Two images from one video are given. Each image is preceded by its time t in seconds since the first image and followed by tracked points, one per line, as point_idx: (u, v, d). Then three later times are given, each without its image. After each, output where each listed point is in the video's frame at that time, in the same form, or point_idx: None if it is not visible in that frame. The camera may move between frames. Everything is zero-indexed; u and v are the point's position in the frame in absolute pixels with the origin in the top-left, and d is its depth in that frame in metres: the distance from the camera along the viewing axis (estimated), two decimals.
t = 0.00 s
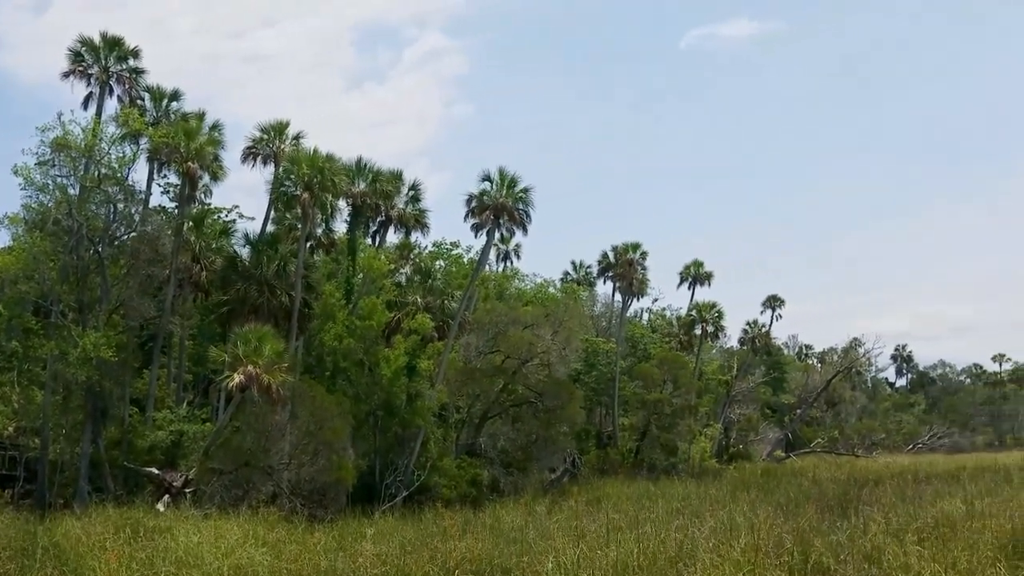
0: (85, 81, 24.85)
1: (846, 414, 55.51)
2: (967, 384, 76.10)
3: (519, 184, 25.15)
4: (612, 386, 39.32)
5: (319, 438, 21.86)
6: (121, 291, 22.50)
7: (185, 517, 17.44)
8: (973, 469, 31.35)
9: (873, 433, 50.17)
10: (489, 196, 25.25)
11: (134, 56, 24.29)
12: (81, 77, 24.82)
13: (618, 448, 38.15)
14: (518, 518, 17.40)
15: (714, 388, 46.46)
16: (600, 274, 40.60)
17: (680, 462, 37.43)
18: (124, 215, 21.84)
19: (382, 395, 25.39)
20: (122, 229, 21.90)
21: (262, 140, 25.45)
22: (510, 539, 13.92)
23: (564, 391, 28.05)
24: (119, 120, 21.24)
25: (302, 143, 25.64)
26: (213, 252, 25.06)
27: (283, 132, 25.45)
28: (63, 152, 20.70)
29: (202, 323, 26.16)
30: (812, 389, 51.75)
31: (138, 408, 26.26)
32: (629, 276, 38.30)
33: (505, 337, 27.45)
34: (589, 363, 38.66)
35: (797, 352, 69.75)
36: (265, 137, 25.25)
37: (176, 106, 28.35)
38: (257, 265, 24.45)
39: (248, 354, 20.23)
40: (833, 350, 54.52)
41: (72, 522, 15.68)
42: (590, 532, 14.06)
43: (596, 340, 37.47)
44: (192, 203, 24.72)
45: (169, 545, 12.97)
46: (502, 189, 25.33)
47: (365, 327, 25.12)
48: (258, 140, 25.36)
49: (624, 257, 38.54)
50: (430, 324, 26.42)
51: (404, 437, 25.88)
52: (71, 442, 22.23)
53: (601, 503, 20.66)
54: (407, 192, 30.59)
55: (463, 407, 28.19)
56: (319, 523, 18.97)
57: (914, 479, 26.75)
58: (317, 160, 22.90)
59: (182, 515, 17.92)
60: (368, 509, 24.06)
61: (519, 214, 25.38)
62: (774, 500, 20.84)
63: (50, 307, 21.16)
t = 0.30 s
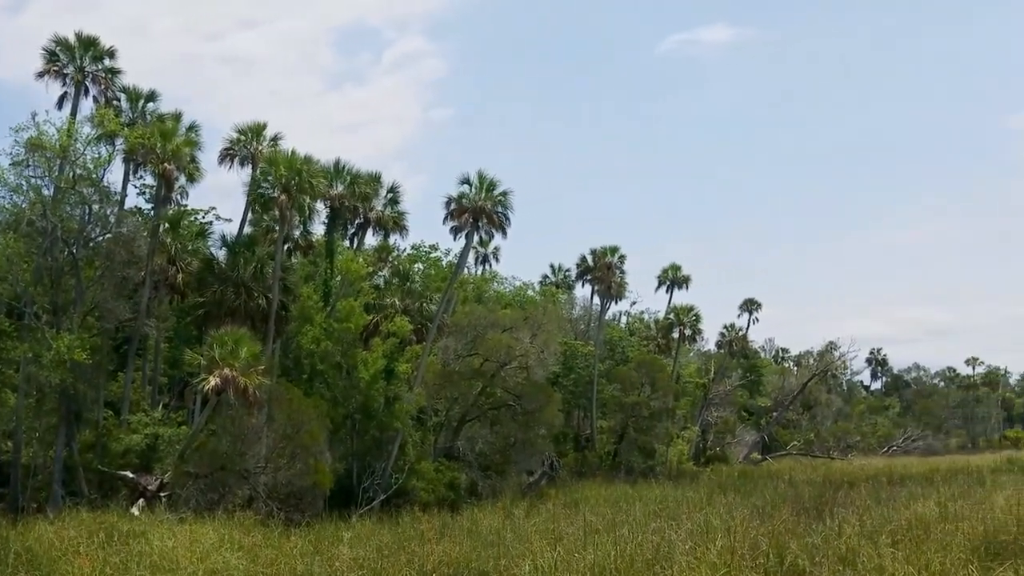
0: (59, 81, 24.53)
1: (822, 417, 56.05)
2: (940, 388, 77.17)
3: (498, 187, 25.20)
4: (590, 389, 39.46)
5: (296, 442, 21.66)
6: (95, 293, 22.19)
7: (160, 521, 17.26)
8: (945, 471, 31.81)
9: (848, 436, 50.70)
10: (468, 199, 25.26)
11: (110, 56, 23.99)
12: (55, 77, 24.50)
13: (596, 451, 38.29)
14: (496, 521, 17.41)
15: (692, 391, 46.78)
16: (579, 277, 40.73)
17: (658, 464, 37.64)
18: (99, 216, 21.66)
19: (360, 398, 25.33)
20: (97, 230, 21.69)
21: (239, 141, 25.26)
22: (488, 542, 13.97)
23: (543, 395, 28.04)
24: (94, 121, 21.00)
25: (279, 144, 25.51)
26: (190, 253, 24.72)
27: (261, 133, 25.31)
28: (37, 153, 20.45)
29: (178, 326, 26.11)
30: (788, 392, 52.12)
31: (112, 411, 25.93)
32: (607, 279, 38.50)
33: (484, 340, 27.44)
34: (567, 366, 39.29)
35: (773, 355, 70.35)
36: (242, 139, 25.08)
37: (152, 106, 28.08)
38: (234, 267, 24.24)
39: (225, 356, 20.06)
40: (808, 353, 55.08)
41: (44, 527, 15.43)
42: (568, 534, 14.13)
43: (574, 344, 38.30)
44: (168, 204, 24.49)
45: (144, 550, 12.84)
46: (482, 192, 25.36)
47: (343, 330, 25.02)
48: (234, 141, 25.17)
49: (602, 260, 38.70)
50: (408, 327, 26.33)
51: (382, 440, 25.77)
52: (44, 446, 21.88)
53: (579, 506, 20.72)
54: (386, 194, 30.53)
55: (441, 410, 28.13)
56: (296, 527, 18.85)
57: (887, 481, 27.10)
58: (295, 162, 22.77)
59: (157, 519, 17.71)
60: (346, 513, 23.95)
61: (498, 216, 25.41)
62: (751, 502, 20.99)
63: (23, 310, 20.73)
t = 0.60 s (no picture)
0: (33, 81, 24.20)
1: (796, 422, 56.59)
2: (912, 393, 78.14)
3: (476, 191, 25.24)
4: (567, 393, 39.55)
5: (271, 446, 21.45)
6: (69, 295, 21.91)
7: (132, 526, 17.03)
8: (916, 475, 32.23)
9: (822, 440, 51.25)
10: (446, 203, 25.27)
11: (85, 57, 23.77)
12: (29, 77, 24.17)
13: (573, 456, 38.37)
14: (471, 526, 17.39)
15: (668, 396, 47.07)
16: (556, 282, 40.86)
17: (634, 469, 37.79)
18: (73, 217, 21.46)
19: (336, 402, 25.19)
20: (71, 232, 21.48)
21: (215, 143, 25.09)
22: (464, 547, 13.98)
23: (519, 399, 28.25)
24: (69, 122, 20.77)
25: (256, 147, 25.36)
26: (164, 256, 24.31)
27: (237, 135, 25.15)
28: (9, 153, 20.12)
29: (153, 329, 25.92)
30: (763, 397, 52.15)
31: (85, 415, 25.54)
32: (584, 284, 38.68)
33: (462, 344, 27.35)
34: (545, 370, 39.69)
35: (748, 360, 70.93)
36: (218, 141, 24.90)
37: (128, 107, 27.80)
38: (209, 270, 24.00)
39: (199, 360, 19.87)
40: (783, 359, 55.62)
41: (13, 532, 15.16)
42: (544, 539, 14.17)
43: (552, 348, 38.78)
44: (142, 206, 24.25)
45: (115, 555, 12.67)
46: (459, 196, 25.38)
47: (319, 333, 24.87)
48: (210, 143, 25.00)
49: (579, 265, 38.85)
50: (385, 330, 26.20)
51: (358, 445, 25.66)
52: (14, 450, 21.50)
53: (555, 510, 20.75)
54: (363, 198, 30.44)
55: (418, 415, 28.04)
56: (270, 532, 18.68)
57: (860, 486, 27.41)
58: (271, 164, 22.63)
59: (129, 524, 17.49)
60: (321, 519, 23.78)
61: (476, 221, 25.42)
62: (726, 506, 21.14)
63: None
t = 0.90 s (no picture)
0: None
1: (763, 425, 57.33)
2: (876, 397, 79.44)
3: (446, 195, 25.26)
4: (537, 397, 39.67)
5: (237, 451, 21.30)
6: (33, 298, 21.72)
7: (96, 532, 16.76)
8: (879, 478, 32.81)
9: (788, 444, 51.97)
10: (415, 207, 25.27)
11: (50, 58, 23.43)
12: None
13: (542, 460, 38.48)
14: (439, 530, 17.39)
15: (636, 399, 47.43)
16: (526, 286, 41.00)
17: (603, 472, 37.99)
18: (37, 219, 21.03)
19: (305, 406, 25.00)
20: (35, 234, 21.11)
21: (182, 146, 24.83)
22: (432, 552, 14.00)
23: (488, 403, 28.36)
24: (33, 122, 20.42)
25: (224, 149, 25.15)
26: (130, 258, 23.98)
27: (205, 137, 24.91)
28: None
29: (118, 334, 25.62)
30: (731, 400, 52.56)
31: (48, 419, 25.07)
32: (554, 288, 38.87)
33: (432, 348, 27.41)
34: (515, 374, 39.36)
35: (717, 364, 71.66)
36: (185, 142, 24.65)
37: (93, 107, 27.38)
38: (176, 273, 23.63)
39: (165, 364, 19.62)
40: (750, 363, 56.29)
41: None
42: (513, 543, 14.24)
43: (522, 352, 38.95)
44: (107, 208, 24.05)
45: (78, 561, 12.47)
46: (429, 200, 25.39)
47: (288, 337, 24.67)
48: (177, 145, 24.73)
49: (550, 269, 39.00)
50: (354, 334, 26.06)
51: (327, 449, 25.49)
52: None
53: (524, 515, 20.81)
54: (332, 201, 30.31)
55: (387, 419, 27.93)
56: (236, 537, 18.49)
57: (825, 488, 27.82)
58: (239, 166, 22.45)
59: (92, 530, 17.20)
60: (287, 524, 23.60)
61: (446, 224, 25.44)
62: (693, 510, 21.34)
63: None
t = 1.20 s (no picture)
0: None
1: (733, 433, 57.74)
2: (844, 405, 80.54)
3: (419, 202, 25.27)
4: (510, 405, 39.69)
5: (206, 459, 21.00)
6: None
7: (60, 541, 16.46)
8: (847, 485, 33.23)
9: (758, 451, 52.47)
10: (388, 213, 25.23)
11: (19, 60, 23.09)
12: None
13: (514, 467, 38.47)
14: (410, 539, 17.33)
15: (608, 407, 47.65)
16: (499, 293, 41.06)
17: (575, 479, 38.07)
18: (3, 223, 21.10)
19: (275, 414, 24.76)
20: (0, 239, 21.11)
21: (152, 150, 24.55)
22: (402, 560, 13.94)
23: (461, 411, 28.26)
24: None
25: (194, 153, 24.92)
26: (98, 264, 23.96)
27: (175, 141, 24.66)
28: None
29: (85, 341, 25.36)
30: (702, 408, 52.98)
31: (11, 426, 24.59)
32: (527, 295, 38.97)
33: (403, 354, 27.36)
34: (487, 382, 39.88)
35: (687, 372, 72.17)
36: (155, 147, 24.39)
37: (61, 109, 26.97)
38: (145, 278, 23.30)
39: (132, 370, 19.36)
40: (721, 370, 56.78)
41: None
42: (483, 551, 14.24)
43: (493, 358, 39.20)
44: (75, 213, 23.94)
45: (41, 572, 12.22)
46: (402, 207, 25.38)
47: (258, 343, 24.41)
48: (147, 149, 24.46)
49: (522, 277, 39.09)
50: (326, 340, 25.72)
51: (297, 457, 25.25)
52: None
53: (495, 522, 20.79)
54: (304, 207, 30.19)
55: (358, 426, 27.70)
56: (204, 547, 18.25)
57: (793, 495, 28.14)
58: (210, 171, 22.27)
59: (56, 539, 16.89)
60: (256, 533, 23.39)
61: (418, 231, 25.42)
62: (664, 517, 21.46)
63: None
